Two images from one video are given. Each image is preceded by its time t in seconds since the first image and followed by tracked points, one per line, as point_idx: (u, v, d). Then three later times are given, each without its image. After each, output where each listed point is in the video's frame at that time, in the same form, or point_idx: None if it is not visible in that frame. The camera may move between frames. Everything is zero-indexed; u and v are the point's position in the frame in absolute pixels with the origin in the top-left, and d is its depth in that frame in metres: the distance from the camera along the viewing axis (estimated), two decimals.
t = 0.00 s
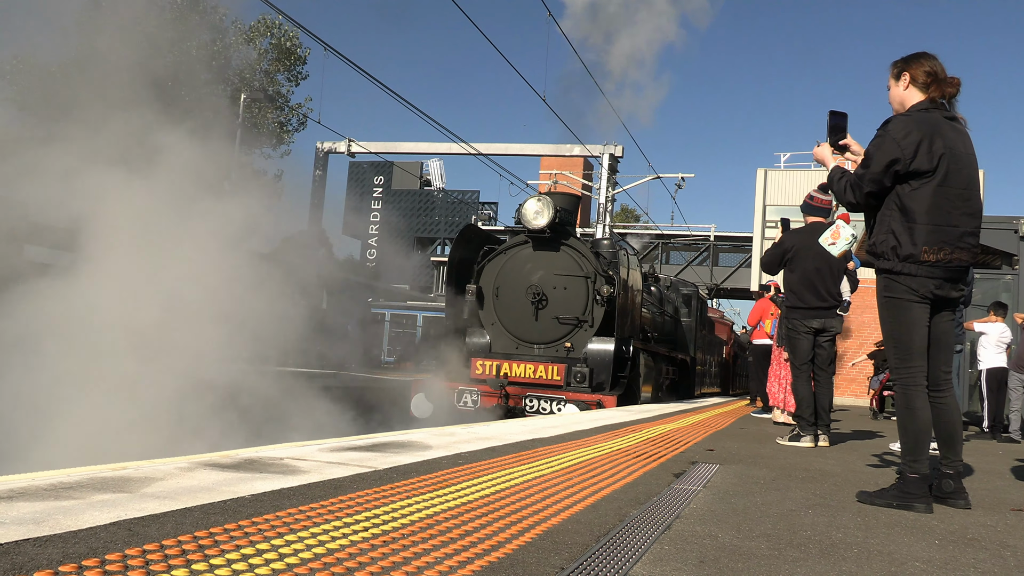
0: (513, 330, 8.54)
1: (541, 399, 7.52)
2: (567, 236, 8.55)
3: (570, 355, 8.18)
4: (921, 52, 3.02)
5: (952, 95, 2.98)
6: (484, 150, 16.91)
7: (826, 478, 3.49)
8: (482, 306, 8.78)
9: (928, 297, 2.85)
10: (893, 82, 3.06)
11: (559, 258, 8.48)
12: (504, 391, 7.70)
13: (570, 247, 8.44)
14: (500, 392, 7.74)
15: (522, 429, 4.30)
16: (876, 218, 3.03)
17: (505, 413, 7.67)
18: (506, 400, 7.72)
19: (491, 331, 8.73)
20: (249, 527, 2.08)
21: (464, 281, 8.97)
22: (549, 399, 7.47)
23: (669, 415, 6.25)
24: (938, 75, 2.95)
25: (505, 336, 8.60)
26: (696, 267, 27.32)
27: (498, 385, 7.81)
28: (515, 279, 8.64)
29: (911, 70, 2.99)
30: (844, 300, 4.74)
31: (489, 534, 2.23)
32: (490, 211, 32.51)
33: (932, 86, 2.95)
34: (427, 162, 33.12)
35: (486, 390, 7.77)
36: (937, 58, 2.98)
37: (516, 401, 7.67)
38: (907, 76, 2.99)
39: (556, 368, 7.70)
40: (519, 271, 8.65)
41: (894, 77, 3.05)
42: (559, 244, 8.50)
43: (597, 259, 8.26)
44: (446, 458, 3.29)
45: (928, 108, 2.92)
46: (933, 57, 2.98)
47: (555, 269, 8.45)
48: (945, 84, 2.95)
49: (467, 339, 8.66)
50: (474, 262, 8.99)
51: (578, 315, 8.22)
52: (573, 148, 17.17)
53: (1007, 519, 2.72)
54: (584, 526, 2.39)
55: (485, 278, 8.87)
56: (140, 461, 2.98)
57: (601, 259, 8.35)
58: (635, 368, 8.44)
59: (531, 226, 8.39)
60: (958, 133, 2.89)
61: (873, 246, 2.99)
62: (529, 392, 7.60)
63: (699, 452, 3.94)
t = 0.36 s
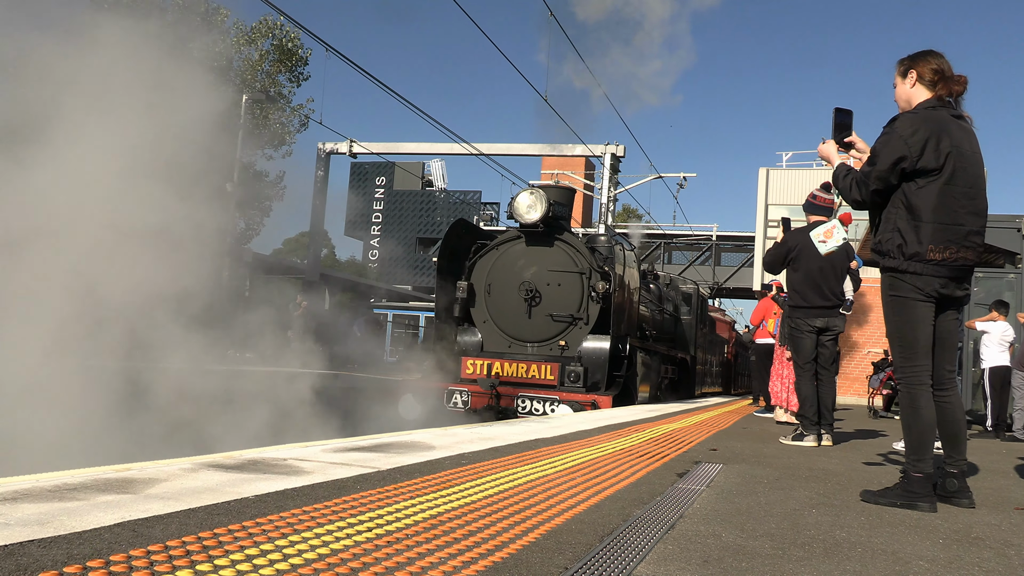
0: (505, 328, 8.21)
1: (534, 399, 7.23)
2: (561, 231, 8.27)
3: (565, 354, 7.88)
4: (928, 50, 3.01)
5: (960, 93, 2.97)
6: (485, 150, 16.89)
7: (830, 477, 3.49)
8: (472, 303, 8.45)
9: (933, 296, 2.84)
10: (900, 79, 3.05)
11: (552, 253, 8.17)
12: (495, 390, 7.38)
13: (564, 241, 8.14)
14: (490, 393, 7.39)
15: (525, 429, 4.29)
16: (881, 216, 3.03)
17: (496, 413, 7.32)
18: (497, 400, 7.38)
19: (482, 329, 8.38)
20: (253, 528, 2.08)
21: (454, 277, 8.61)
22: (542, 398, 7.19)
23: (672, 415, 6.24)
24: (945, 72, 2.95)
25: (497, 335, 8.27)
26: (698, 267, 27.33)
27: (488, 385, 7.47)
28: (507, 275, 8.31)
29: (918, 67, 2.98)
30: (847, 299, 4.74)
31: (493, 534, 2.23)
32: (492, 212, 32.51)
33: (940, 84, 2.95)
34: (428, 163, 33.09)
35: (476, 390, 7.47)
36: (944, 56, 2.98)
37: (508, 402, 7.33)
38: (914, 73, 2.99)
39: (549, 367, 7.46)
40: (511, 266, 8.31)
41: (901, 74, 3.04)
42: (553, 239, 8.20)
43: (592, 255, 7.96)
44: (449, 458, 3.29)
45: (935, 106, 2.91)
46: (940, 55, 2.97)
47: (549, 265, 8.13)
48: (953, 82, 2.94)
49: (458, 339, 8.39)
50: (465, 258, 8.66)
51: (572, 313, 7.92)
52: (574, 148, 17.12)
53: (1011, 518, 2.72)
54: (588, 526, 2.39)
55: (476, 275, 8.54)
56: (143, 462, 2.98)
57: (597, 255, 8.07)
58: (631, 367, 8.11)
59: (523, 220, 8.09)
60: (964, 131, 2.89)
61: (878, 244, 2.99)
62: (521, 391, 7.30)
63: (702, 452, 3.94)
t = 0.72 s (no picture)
0: (497, 326, 7.99)
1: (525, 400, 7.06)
2: (554, 224, 8.01)
3: (559, 353, 7.70)
4: (934, 49, 3.01)
5: (965, 93, 2.97)
6: (488, 150, 16.88)
7: (833, 476, 3.48)
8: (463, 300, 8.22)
9: (937, 296, 2.84)
10: (905, 78, 3.05)
11: (546, 247, 7.92)
12: (486, 391, 7.21)
13: (558, 236, 7.90)
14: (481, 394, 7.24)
15: (527, 429, 4.29)
16: (886, 216, 3.02)
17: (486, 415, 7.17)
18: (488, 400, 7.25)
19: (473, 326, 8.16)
20: (257, 528, 2.08)
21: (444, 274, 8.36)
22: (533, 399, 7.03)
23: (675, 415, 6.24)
24: (950, 72, 2.94)
25: (488, 333, 8.05)
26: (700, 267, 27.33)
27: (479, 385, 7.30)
28: (498, 271, 8.06)
29: (924, 67, 2.98)
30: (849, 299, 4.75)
31: (496, 534, 2.23)
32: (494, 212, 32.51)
33: (945, 83, 2.94)
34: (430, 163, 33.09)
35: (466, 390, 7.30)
36: (950, 56, 2.97)
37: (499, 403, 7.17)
38: (920, 73, 2.98)
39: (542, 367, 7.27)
40: (503, 262, 8.06)
41: (906, 74, 3.04)
42: (545, 234, 7.95)
43: (587, 250, 7.74)
44: (451, 458, 3.28)
45: (941, 106, 2.91)
46: (946, 55, 2.97)
47: (542, 260, 7.89)
48: (958, 81, 2.94)
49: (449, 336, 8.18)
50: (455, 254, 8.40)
51: (566, 310, 7.71)
52: (577, 147, 17.07)
53: (1015, 518, 2.72)
54: (592, 527, 2.39)
55: (467, 271, 8.29)
56: (146, 462, 2.97)
57: (591, 250, 7.85)
58: (626, 366, 7.86)
59: (515, 212, 7.81)
60: (970, 131, 2.88)
61: (882, 244, 2.98)
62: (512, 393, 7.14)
63: (705, 452, 3.94)
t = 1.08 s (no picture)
0: (489, 323, 7.62)
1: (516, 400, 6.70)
2: (548, 217, 7.66)
3: (552, 351, 7.32)
4: (937, 48, 3.00)
5: (969, 92, 2.96)
6: (491, 151, 16.89)
7: (837, 477, 3.47)
8: (453, 297, 7.85)
9: (941, 295, 2.83)
10: (909, 78, 3.04)
11: (538, 241, 7.57)
12: (475, 391, 6.87)
13: (551, 230, 7.56)
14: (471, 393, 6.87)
15: (531, 430, 4.28)
16: (891, 216, 3.01)
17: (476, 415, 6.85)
18: (478, 401, 6.90)
19: (463, 324, 7.77)
20: (261, 528, 2.08)
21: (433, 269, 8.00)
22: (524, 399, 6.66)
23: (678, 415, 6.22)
24: (954, 72, 2.94)
25: (479, 330, 7.68)
26: (703, 267, 27.39)
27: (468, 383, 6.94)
28: (490, 266, 7.70)
29: (927, 66, 2.97)
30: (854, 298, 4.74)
31: (500, 534, 2.23)
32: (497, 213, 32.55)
33: (949, 82, 2.94)
34: (433, 164, 33.14)
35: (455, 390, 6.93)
36: (954, 55, 2.97)
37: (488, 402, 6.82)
38: (923, 72, 2.98)
39: (533, 364, 6.85)
40: (494, 257, 7.70)
41: (910, 73, 3.03)
42: (539, 228, 7.61)
43: (581, 244, 7.40)
44: (455, 458, 3.28)
45: (944, 106, 2.90)
46: (950, 54, 2.96)
47: (536, 254, 7.54)
48: (962, 80, 2.93)
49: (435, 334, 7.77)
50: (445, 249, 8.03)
51: (561, 307, 7.35)
52: (580, 148, 17.06)
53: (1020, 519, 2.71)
54: (596, 527, 2.38)
55: (457, 267, 7.92)
56: (150, 461, 2.98)
57: (587, 244, 7.48)
58: (623, 367, 7.48)
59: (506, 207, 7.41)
60: (974, 131, 2.87)
61: (887, 244, 2.98)
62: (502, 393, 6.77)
63: (709, 452, 3.93)
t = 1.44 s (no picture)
0: (478, 320, 7.11)
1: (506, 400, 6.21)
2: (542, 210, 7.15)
3: (546, 350, 6.84)
4: (943, 48, 2.99)
5: (975, 92, 2.95)
6: (497, 150, 16.88)
7: (843, 478, 3.46)
8: (441, 293, 7.34)
9: (946, 295, 2.82)
10: (914, 78, 3.03)
11: (532, 235, 7.07)
12: (465, 392, 6.33)
13: (545, 223, 7.05)
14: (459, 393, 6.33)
15: (536, 429, 4.29)
16: (895, 217, 3.01)
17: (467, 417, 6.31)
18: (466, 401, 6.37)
19: (452, 320, 7.26)
20: (266, 528, 2.08)
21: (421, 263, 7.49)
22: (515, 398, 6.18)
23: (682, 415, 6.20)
24: (960, 72, 2.92)
25: (469, 328, 7.16)
26: (708, 266, 27.39)
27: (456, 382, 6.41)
28: (481, 260, 7.19)
29: (933, 66, 2.96)
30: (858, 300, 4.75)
31: (505, 534, 2.23)
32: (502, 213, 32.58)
33: (955, 83, 2.93)
34: (438, 163, 33.17)
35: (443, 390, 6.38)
36: (959, 56, 2.96)
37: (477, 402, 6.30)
38: (929, 73, 2.97)
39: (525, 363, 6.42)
40: (485, 250, 7.19)
41: (915, 74, 3.03)
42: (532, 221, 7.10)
43: (577, 238, 6.89)
44: (460, 458, 3.29)
45: (950, 106, 2.89)
46: (955, 55, 2.95)
47: (529, 248, 7.04)
48: (968, 80, 2.92)
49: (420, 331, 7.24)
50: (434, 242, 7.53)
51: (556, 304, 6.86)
52: (585, 147, 17.03)
53: None
54: (601, 527, 2.38)
55: (447, 261, 7.38)
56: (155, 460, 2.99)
57: (583, 239, 6.98)
58: (620, 366, 7.02)
59: (499, 197, 6.90)
60: (979, 132, 2.86)
61: (892, 244, 2.97)
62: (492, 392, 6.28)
63: (715, 453, 3.91)
